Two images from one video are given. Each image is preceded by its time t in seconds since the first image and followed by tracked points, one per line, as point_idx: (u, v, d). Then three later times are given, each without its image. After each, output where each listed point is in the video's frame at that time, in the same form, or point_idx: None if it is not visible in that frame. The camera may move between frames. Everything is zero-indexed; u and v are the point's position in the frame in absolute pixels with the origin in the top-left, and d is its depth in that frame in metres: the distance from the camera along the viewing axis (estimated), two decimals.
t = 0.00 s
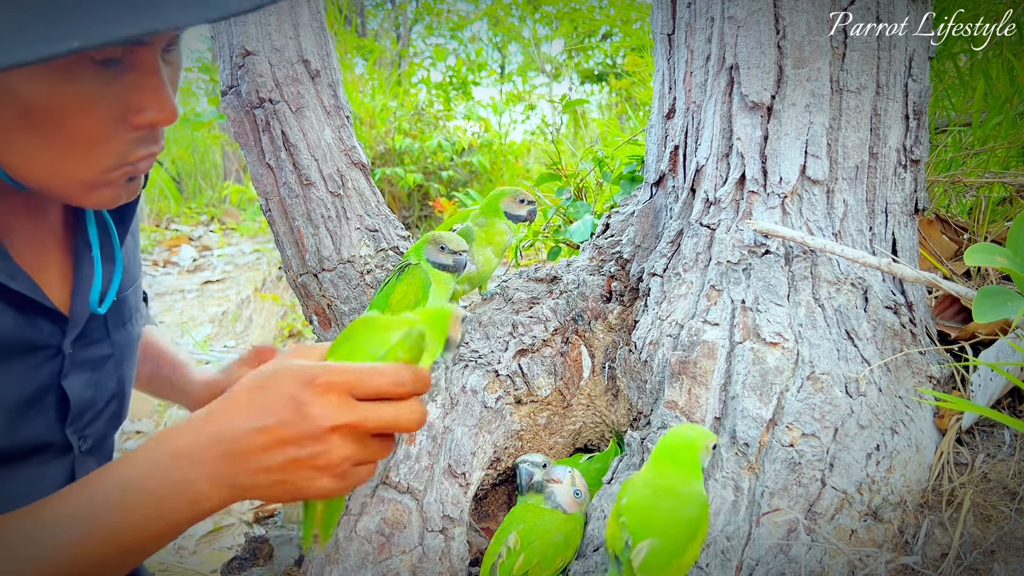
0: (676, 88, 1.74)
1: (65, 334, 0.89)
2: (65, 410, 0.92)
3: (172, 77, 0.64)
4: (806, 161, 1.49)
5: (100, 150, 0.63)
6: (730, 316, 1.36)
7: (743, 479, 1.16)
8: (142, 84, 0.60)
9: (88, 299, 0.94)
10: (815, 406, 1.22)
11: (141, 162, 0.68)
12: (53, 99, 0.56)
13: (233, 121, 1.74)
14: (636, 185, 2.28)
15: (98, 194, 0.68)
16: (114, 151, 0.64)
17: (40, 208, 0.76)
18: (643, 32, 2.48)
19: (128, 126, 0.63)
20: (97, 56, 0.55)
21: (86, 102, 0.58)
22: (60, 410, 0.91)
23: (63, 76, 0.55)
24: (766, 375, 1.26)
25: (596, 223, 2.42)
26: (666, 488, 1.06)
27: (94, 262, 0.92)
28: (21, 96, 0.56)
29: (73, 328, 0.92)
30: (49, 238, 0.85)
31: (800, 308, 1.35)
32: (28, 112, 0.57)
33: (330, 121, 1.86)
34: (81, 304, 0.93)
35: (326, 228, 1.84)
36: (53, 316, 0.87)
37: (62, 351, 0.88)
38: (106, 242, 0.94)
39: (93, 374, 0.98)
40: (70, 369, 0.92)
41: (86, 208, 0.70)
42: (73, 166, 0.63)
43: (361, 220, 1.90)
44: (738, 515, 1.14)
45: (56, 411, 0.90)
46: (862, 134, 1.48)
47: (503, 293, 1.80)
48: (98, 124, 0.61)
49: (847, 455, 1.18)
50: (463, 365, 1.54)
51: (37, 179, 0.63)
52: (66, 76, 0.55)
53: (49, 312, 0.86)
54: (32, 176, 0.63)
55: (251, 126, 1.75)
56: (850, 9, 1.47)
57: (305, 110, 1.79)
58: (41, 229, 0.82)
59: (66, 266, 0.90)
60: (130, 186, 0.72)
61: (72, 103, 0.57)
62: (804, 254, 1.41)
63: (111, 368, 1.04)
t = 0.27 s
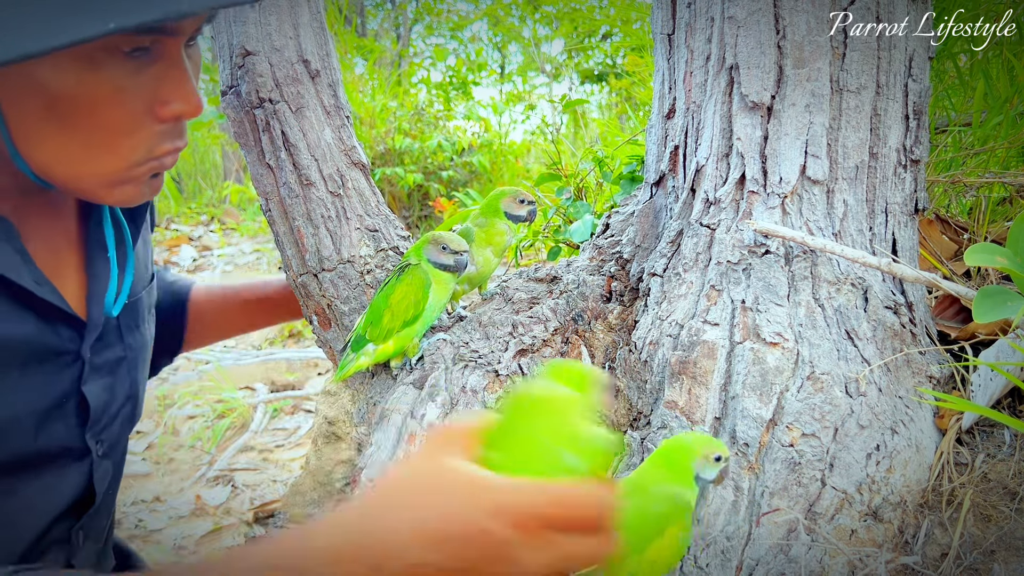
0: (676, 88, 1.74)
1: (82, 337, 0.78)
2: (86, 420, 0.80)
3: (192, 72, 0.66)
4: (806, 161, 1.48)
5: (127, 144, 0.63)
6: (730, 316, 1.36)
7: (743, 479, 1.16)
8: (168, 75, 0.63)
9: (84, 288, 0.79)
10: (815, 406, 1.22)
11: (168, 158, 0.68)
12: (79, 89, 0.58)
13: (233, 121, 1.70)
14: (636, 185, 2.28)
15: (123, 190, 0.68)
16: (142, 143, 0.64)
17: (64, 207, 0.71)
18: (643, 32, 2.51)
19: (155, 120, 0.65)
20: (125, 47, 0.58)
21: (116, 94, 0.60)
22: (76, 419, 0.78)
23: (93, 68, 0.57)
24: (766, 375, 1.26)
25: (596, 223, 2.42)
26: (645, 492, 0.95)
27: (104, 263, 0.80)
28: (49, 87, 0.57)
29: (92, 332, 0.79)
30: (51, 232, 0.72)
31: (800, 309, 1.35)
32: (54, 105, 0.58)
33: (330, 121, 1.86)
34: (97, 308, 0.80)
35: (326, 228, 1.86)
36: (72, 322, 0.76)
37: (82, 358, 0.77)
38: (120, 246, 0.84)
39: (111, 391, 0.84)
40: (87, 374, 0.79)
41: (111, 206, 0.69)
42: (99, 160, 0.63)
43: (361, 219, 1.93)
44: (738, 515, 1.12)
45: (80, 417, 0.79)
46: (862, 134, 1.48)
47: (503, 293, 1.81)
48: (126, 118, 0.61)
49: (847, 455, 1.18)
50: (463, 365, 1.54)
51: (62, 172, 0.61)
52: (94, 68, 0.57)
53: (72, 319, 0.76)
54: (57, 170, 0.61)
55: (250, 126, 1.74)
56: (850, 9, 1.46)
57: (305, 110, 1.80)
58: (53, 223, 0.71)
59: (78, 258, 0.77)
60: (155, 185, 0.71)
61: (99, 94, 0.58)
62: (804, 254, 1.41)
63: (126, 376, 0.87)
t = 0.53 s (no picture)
0: (676, 87, 1.74)
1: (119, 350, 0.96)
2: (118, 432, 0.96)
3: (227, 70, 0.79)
4: (806, 161, 1.48)
5: (164, 139, 0.76)
6: (730, 317, 1.36)
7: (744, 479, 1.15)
8: (199, 74, 0.75)
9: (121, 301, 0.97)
10: (815, 406, 1.22)
11: (199, 156, 0.81)
12: (121, 90, 0.69)
13: (234, 122, 1.74)
14: (636, 185, 2.28)
15: (161, 187, 0.80)
16: (176, 142, 0.77)
17: (99, 208, 0.87)
18: (644, 32, 2.49)
19: (190, 116, 0.77)
20: (157, 40, 0.69)
21: (151, 91, 0.71)
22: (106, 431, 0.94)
23: (127, 67, 0.68)
24: (766, 375, 1.26)
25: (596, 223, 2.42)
26: (677, 510, 0.91)
27: (140, 275, 0.98)
28: (84, 88, 0.68)
29: (128, 345, 0.97)
30: (93, 250, 0.90)
31: (800, 309, 1.35)
32: (93, 105, 0.69)
33: (330, 121, 1.86)
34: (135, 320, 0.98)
35: (326, 228, 1.85)
36: (113, 337, 0.95)
37: (120, 371, 0.96)
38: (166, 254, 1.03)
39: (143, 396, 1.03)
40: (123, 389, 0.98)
41: (150, 203, 0.82)
42: (137, 164, 0.76)
43: (361, 219, 1.91)
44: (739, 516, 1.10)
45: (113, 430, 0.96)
46: (862, 134, 1.48)
47: (503, 293, 1.81)
48: (160, 113, 0.73)
49: (847, 455, 1.18)
50: (463, 365, 1.55)
51: (103, 179, 0.76)
52: (127, 66, 0.68)
53: (111, 333, 0.95)
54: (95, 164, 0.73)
55: (251, 127, 1.74)
56: (850, 9, 1.47)
57: (305, 110, 1.79)
58: (88, 245, 0.89)
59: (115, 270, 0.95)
60: (190, 184, 0.84)
61: (137, 93, 0.70)
62: (804, 254, 1.41)
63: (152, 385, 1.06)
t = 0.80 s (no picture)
0: (676, 87, 1.74)
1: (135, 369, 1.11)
2: (131, 447, 1.12)
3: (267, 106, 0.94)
4: (806, 161, 1.48)
5: (200, 172, 0.89)
6: (730, 317, 1.36)
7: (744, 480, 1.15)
8: (236, 109, 0.88)
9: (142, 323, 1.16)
10: (815, 407, 1.22)
11: (228, 189, 0.97)
12: (161, 122, 0.81)
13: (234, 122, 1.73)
14: (636, 185, 2.28)
15: (190, 220, 0.96)
16: (210, 177, 0.92)
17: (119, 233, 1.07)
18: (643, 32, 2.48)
19: (229, 148, 0.91)
20: (200, 75, 0.81)
21: (193, 121, 0.84)
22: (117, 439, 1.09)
23: (167, 97, 0.80)
24: (766, 376, 1.26)
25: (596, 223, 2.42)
26: (625, 451, 0.87)
27: (161, 296, 1.17)
28: (127, 120, 0.79)
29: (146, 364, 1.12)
30: (116, 265, 1.11)
31: (801, 309, 1.34)
32: (131, 133, 0.81)
33: (330, 121, 1.86)
34: (153, 340, 1.14)
35: (325, 228, 1.83)
36: (130, 358, 1.10)
37: (135, 389, 1.10)
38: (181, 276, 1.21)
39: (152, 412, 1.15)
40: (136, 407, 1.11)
41: (182, 233, 0.98)
42: (168, 191, 0.89)
43: (361, 220, 1.91)
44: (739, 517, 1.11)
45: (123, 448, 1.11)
46: (862, 134, 1.48)
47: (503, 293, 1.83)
48: (199, 143, 0.86)
49: (847, 455, 1.18)
50: (463, 365, 1.54)
51: (149, 210, 0.90)
52: (170, 98, 0.80)
53: (127, 353, 1.09)
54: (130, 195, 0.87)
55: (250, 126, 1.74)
56: (850, 9, 1.47)
57: (305, 110, 1.79)
58: (113, 257, 1.09)
59: (133, 272, 1.15)
60: (217, 214, 1.00)
61: (179, 124, 0.82)
62: (804, 254, 1.40)
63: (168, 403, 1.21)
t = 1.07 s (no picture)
0: (676, 87, 1.74)
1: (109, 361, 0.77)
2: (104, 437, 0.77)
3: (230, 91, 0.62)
4: (806, 161, 1.48)
5: (157, 170, 0.60)
6: (730, 316, 1.36)
7: (743, 479, 1.15)
8: (201, 100, 0.59)
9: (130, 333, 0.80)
10: (815, 407, 1.22)
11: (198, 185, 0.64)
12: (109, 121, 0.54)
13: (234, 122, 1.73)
14: (636, 185, 2.28)
15: (154, 219, 0.64)
16: (171, 172, 0.61)
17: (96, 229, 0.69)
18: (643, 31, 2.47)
19: (191, 145, 0.61)
20: (157, 69, 0.54)
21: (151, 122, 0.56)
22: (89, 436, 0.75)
23: (129, 87, 0.54)
24: (766, 376, 1.26)
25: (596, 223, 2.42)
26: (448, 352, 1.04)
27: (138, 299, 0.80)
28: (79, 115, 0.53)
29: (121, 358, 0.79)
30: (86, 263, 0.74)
31: (801, 309, 1.34)
32: (85, 135, 0.54)
33: (330, 121, 1.86)
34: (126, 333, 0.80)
35: (325, 228, 1.87)
36: (103, 349, 0.77)
37: (107, 381, 0.77)
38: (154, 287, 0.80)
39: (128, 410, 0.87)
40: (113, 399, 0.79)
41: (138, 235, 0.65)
42: (124, 193, 0.60)
43: (361, 220, 1.93)
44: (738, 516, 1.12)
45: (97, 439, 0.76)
46: (862, 134, 1.48)
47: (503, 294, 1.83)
48: (161, 142, 0.58)
49: (847, 455, 1.18)
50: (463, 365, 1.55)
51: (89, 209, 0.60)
52: (132, 94, 0.54)
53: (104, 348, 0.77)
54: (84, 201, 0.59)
55: (250, 126, 1.74)
56: (850, 9, 1.47)
57: (305, 110, 1.79)
58: (78, 256, 0.72)
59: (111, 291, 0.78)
60: (183, 216, 0.67)
61: (136, 123, 0.55)
62: (804, 254, 1.41)
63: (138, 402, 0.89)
